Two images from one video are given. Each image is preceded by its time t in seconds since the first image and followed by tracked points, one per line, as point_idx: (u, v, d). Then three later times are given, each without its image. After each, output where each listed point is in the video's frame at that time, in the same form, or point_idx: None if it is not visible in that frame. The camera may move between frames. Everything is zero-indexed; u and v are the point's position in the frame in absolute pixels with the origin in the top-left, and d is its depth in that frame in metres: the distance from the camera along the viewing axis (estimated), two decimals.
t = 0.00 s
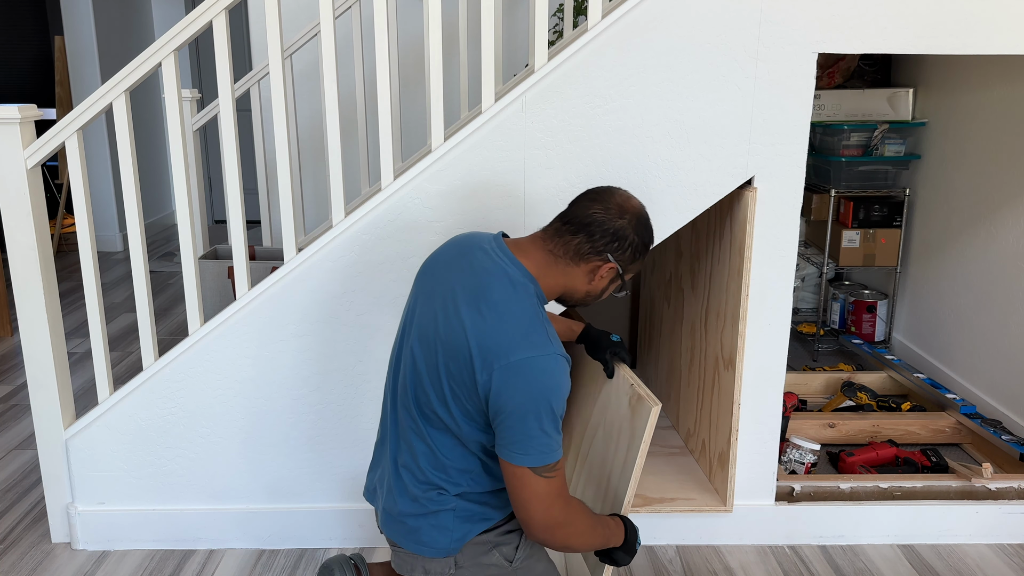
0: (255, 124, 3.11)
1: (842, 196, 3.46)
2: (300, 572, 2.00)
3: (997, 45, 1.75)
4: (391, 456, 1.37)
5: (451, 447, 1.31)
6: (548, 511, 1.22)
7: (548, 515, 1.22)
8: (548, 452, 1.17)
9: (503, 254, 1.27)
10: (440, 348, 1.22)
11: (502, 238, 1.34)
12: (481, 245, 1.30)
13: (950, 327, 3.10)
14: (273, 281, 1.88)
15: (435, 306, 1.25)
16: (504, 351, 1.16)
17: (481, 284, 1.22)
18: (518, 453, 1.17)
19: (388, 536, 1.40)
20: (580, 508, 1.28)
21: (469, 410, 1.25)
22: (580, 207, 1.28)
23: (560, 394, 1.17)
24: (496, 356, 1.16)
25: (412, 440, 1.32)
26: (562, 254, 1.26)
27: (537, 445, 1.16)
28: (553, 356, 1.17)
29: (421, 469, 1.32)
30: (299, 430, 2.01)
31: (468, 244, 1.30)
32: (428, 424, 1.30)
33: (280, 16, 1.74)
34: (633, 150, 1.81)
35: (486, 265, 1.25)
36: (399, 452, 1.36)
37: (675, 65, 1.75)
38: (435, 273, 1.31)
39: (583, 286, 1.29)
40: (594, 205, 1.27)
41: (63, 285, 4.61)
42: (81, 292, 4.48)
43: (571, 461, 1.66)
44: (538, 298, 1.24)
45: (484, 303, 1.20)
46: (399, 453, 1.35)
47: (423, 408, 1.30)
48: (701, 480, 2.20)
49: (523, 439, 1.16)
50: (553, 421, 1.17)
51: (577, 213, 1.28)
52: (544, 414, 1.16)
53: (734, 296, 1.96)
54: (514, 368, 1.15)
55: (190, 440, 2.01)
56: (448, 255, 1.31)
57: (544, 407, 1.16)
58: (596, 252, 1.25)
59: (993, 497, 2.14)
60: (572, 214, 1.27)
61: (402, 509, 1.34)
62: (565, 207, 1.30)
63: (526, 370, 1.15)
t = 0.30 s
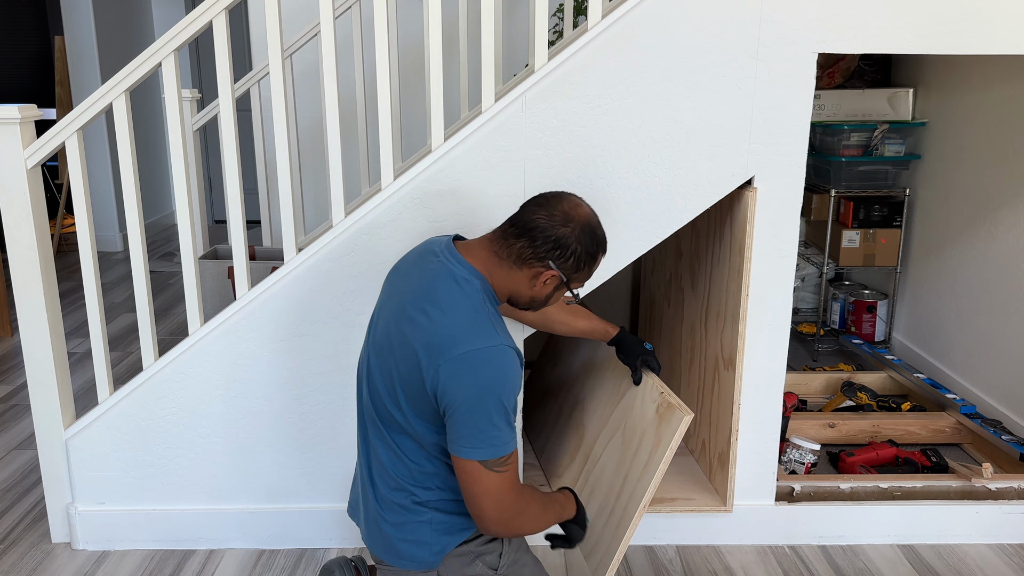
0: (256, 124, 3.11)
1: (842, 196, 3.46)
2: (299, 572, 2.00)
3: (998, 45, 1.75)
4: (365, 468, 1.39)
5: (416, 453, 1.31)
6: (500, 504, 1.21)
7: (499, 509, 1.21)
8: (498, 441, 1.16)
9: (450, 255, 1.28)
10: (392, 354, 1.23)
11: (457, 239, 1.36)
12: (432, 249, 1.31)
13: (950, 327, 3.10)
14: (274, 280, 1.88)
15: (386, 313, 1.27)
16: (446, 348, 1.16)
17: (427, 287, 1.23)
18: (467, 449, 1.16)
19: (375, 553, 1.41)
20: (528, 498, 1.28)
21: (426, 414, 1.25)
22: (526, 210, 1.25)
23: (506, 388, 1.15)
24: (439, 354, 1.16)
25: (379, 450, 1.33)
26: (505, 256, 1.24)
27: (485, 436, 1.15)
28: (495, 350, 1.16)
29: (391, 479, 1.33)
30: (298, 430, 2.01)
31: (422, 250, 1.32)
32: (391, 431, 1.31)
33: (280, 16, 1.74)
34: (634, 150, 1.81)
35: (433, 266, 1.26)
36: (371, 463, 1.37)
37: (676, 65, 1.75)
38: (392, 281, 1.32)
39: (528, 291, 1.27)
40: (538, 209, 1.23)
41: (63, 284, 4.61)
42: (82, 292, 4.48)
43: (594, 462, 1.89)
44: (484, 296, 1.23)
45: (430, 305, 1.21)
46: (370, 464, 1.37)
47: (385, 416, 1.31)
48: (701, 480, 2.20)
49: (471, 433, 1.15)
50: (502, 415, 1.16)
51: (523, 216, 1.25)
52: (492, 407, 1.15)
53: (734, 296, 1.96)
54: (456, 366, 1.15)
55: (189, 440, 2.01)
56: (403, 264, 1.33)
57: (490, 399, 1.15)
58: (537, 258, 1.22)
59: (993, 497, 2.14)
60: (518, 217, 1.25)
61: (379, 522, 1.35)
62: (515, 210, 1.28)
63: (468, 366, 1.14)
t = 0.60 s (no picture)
0: (255, 124, 3.10)
1: (842, 196, 3.46)
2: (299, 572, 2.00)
3: (997, 45, 1.75)
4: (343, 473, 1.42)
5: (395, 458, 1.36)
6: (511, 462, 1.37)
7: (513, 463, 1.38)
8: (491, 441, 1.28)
9: (429, 265, 1.31)
10: (373, 364, 1.27)
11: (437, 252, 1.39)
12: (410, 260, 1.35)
13: (950, 328, 3.10)
14: (273, 280, 1.88)
15: (365, 325, 1.30)
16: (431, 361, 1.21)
17: (407, 300, 1.26)
18: (470, 445, 1.27)
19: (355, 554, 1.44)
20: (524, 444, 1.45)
21: (407, 420, 1.30)
22: (502, 232, 1.27)
23: (496, 392, 1.23)
24: (424, 366, 1.21)
25: (357, 456, 1.37)
26: (477, 276, 1.27)
27: (479, 438, 1.26)
28: (481, 360, 1.22)
29: (369, 483, 1.36)
30: (297, 430, 2.01)
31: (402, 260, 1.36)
32: (369, 438, 1.35)
33: (280, 16, 1.74)
34: (634, 150, 1.81)
35: (412, 278, 1.30)
36: (349, 468, 1.40)
37: (676, 65, 1.75)
38: (372, 291, 1.36)
39: (497, 310, 1.29)
40: (511, 233, 1.25)
41: (63, 284, 4.61)
42: (82, 292, 4.48)
43: (596, 462, 1.89)
44: (463, 310, 1.27)
45: (410, 317, 1.25)
46: (349, 469, 1.40)
47: (362, 423, 1.34)
48: (701, 480, 2.20)
49: (465, 436, 1.26)
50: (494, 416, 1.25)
51: (497, 237, 1.27)
52: (479, 413, 1.23)
53: (734, 296, 1.96)
54: (443, 377, 1.21)
55: (188, 440, 2.00)
56: (381, 275, 1.37)
57: (479, 406, 1.23)
58: (506, 281, 1.24)
59: (993, 497, 2.14)
60: (492, 238, 1.27)
61: (359, 524, 1.38)
62: (493, 231, 1.30)
63: (455, 376, 1.21)
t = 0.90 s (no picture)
0: (256, 124, 3.10)
1: (842, 196, 3.46)
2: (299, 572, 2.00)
3: (998, 45, 1.75)
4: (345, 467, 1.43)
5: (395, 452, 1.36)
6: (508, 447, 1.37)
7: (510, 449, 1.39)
8: (490, 426, 1.28)
9: (428, 259, 1.32)
10: (372, 355, 1.27)
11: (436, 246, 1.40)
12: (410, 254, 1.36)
13: (950, 327, 3.10)
14: (274, 280, 1.88)
15: (364, 318, 1.31)
16: (429, 350, 1.21)
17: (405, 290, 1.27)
18: (468, 434, 1.27)
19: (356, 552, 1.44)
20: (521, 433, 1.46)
21: (407, 412, 1.30)
22: (497, 222, 1.28)
23: (493, 379, 1.23)
24: (421, 355, 1.21)
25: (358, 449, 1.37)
26: (474, 266, 1.27)
27: (479, 425, 1.27)
28: (480, 349, 1.23)
29: (370, 477, 1.36)
30: (297, 429, 2.01)
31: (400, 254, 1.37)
32: (369, 432, 1.35)
33: (280, 16, 1.74)
34: (634, 150, 1.81)
35: (411, 271, 1.31)
36: (352, 462, 1.41)
37: (676, 65, 1.75)
38: (370, 285, 1.37)
39: (494, 302, 1.29)
40: (507, 222, 1.26)
41: (63, 284, 4.61)
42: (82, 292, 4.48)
43: (598, 462, 1.90)
44: (461, 299, 1.27)
45: (408, 306, 1.25)
46: (351, 463, 1.40)
47: (364, 417, 1.35)
48: (701, 480, 2.20)
49: (466, 424, 1.26)
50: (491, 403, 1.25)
51: (493, 227, 1.27)
52: (479, 401, 1.23)
53: (734, 296, 1.96)
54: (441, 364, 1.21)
55: (190, 439, 2.00)
56: (382, 269, 1.38)
57: (479, 394, 1.23)
58: (501, 270, 1.24)
59: (993, 497, 2.14)
60: (488, 228, 1.27)
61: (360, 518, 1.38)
62: (489, 222, 1.31)
63: (453, 364, 1.21)
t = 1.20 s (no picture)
0: (256, 124, 3.10)
1: (842, 196, 3.46)
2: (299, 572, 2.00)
3: (998, 45, 1.75)
4: (360, 462, 1.41)
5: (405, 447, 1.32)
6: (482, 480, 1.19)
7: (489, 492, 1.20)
8: (481, 429, 1.16)
9: (438, 249, 1.31)
10: (378, 344, 1.24)
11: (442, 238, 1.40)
12: (421, 245, 1.34)
13: (950, 327, 3.09)
14: (274, 280, 1.88)
15: (374, 307, 1.29)
16: (425, 337, 1.16)
17: (412, 279, 1.25)
18: (447, 430, 1.16)
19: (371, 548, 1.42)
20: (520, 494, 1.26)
21: (410, 405, 1.25)
22: (512, 207, 1.29)
23: (490, 367, 1.16)
24: (419, 341, 1.17)
25: (370, 443, 1.35)
26: (490, 251, 1.28)
27: (469, 423, 1.16)
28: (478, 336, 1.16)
29: (381, 472, 1.34)
30: (297, 430, 2.01)
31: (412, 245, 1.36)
32: (380, 425, 1.32)
33: (280, 16, 1.74)
34: (633, 150, 1.81)
35: (419, 261, 1.29)
36: (366, 456, 1.39)
37: (675, 66, 1.75)
38: (382, 278, 1.35)
39: (510, 286, 1.30)
40: (522, 205, 1.27)
41: (63, 284, 4.61)
42: (82, 293, 4.48)
43: (595, 462, 1.90)
44: (470, 283, 1.26)
45: (413, 294, 1.22)
46: (365, 456, 1.39)
47: (374, 410, 1.32)
48: (701, 480, 2.20)
49: (454, 420, 1.15)
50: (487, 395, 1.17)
51: (507, 212, 1.29)
52: (475, 393, 1.16)
53: (734, 296, 1.96)
54: (438, 349, 1.15)
55: (190, 438, 2.00)
56: (394, 261, 1.37)
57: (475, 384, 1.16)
58: (519, 252, 1.25)
59: (993, 497, 2.14)
60: (502, 212, 1.29)
61: (372, 515, 1.36)
62: (502, 207, 1.32)
63: (449, 352, 1.15)
